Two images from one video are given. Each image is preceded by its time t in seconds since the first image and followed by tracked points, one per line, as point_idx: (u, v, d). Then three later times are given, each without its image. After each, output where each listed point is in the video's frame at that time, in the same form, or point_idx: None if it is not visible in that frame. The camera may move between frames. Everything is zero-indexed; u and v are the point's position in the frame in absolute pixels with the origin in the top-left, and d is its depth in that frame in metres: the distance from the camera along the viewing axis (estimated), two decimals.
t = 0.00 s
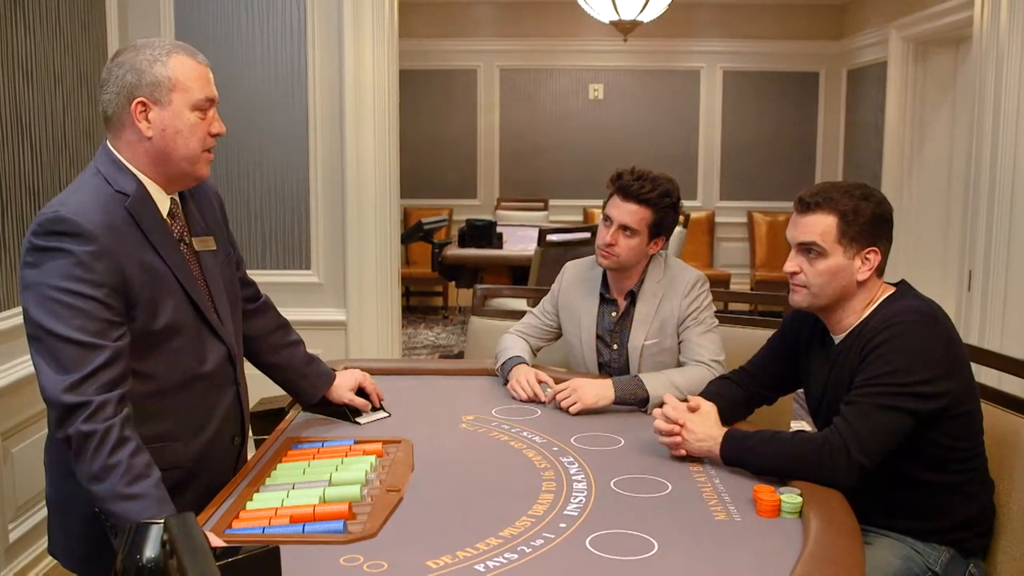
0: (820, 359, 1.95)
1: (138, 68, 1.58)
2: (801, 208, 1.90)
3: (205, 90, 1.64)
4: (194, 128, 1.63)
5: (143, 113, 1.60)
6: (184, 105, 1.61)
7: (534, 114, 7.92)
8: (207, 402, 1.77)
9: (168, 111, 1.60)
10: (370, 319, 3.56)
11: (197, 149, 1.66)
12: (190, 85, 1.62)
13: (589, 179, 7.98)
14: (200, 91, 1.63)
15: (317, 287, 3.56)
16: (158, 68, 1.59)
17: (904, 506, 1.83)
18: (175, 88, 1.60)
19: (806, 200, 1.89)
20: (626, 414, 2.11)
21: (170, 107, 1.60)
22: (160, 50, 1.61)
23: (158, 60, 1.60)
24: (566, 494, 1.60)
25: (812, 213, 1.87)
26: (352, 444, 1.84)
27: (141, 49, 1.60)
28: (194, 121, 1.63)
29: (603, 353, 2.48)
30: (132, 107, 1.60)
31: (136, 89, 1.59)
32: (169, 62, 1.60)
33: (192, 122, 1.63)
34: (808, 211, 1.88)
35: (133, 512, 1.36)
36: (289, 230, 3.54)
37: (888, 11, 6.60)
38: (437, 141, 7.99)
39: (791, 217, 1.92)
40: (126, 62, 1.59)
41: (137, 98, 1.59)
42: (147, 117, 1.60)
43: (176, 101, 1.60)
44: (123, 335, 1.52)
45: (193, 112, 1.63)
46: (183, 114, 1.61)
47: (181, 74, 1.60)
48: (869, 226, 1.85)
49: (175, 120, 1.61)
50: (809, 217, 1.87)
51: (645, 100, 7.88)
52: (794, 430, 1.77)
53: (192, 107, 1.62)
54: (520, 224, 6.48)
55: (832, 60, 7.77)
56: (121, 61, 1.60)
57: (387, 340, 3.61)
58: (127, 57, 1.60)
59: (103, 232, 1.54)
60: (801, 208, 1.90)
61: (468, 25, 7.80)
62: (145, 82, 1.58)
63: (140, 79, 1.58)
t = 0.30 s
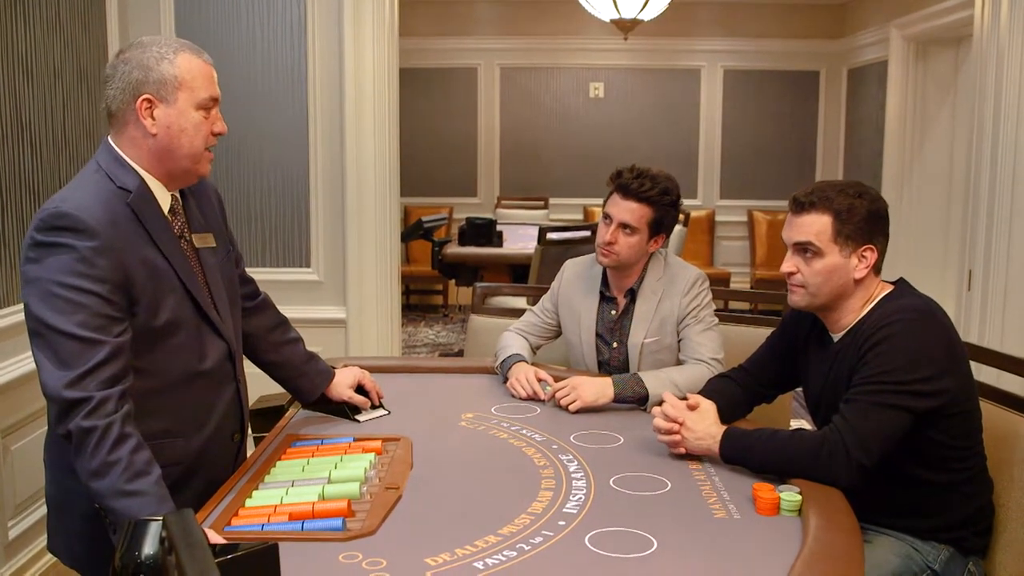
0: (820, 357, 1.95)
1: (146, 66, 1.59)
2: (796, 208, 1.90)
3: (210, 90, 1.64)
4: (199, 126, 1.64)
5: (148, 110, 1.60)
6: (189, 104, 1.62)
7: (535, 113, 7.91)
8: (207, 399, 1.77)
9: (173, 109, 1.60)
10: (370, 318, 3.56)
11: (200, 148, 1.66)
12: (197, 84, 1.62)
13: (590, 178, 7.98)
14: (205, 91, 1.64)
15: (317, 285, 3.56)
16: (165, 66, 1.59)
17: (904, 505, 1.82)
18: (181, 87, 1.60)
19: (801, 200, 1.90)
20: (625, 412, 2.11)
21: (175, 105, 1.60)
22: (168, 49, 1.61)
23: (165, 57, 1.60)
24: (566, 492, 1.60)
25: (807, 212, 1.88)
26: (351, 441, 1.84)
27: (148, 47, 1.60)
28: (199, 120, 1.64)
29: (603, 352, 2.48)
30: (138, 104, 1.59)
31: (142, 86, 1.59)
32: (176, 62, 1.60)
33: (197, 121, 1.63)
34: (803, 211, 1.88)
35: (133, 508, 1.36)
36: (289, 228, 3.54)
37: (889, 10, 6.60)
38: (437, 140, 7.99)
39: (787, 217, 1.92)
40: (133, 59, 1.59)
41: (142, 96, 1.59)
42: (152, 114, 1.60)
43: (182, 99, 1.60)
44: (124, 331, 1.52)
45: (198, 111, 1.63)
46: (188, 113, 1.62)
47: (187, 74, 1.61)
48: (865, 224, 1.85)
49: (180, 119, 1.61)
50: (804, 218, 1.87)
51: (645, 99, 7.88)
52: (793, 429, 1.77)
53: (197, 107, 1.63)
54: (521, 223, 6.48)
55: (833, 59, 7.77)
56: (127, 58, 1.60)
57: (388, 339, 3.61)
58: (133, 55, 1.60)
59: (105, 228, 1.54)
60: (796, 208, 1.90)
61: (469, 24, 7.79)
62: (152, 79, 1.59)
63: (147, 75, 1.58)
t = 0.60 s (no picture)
0: (820, 361, 1.95)
1: (155, 68, 1.59)
2: (797, 211, 1.90)
3: (218, 96, 1.65)
4: (204, 131, 1.64)
5: (155, 112, 1.60)
6: (196, 107, 1.62)
7: (537, 115, 7.92)
8: (207, 400, 1.77)
9: (180, 112, 1.61)
10: (371, 319, 3.56)
11: (204, 152, 1.67)
12: (205, 89, 1.63)
13: (590, 180, 7.98)
14: (213, 96, 1.64)
15: (318, 285, 3.56)
16: (175, 69, 1.60)
17: (904, 509, 1.82)
18: (189, 91, 1.61)
19: (802, 203, 1.90)
20: (625, 415, 2.11)
21: (182, 108, 1.61)
22: (178, 52, 1.61)
23: (175, 60, 1.60)
24: (565, 495, 1.60)
25: (808, 215, 1.87)
26: (351, 443, 1.84)
27: (158, 49, 1.61)
28: (205, 124, 1.64)
29: (604, 354, 2.48)
30: (145, 106, 1.60)
31: (150, 88, 1.59)
32: (186, 65, 1.61)
33: (203, 125, 1.64)
34: (804, 214, 1.88)
35: (132, 509, 1.36)
36: (290, 228, 3.54)
37: (891, 14, 6.61)
38: (439, 141, 8.00)
39: (788, 220, 1.92)
40: (142, 61, 1.60)
41: (149, 97, 1.59)
42: (158, 116, 1.61)
43: (189, 103, 1.61)
44: (125, 331, 1.52)
45: (204, 115, 1.64)
46: (195, 117, 1.62)
47: (197, 78, 1.61)
48: (866, 227, 1.85)
49: (187, 122, 1.62)
50: (805, 220, 1.87)
51: (646, 102, 7.88)
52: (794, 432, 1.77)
53: (203, 111, 1.63)
54: (521, 224, 6.47)
55: (834, 63, 7.77)
56: (136, 59, 1.61)
57: (388, 340, 3.61)
58: (143, 56, 1.60)
59: (108, 228, 1.54)
60: (797, 211, 1.90)
61: (470, 25, 7.80)
62: (160, 81, 1.59)
63: (155, 78, 1.59)
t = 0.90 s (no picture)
0: (819, 361, 1.95)
1: (155, 74, 1.60)
2: (797, 211, 1.91)
3: (216, 102, 1.65)
4: (202, 137, 1.65)
5: (154, 118, 1.61)
6: (195, 114, 1.63)
7: (536, 118, 7.93)
8: (207, 406, 1.77)
9: (179, 119, 1.61)
10: (370, 322, 3.56)
11: (202, 158, 1.67)
12: (203, 95, 1.63)
13: (589, 183, 7.99)
14: (211, 102, 1.65)
15: (317, 290, 3.56)
16: (174, 75, 1.60)
17: (904, 509, 1.83)
18: (188, 97, 1.61)
19: (801, 203, 1.90)
20: (626, 417, 2.11)
21: (181, 115, 1.61)
22: (178, 58, 1.62)
23: (174, 66, 1.61)
24: (566, 497, 1.60)
25: (807, 216, 1.88)
26: (352, 447, 1.84)
27: (157, 55, 1.61)
28: (203, 130, 1.65)
29: (604, 356, 2.49)
30: (144, 112, 1.60)
31: (149, 94, 1.60)
32: (185, 71, 1.61)
33: (201, 131, 1.64)
34: (804, 215, 1.89)
35: (132, 515, 1.36)
36: (289, 233, 3.54)
37: (889, 14, 6.62)
38: (438, 145, 8.01)
39: (787, 221, 1.92)
40: (142, 67, 1.60)
41: (148, 104, 1.60)
42: (157, 122, 1.61)
43: (188, 109, 1.62)
44: (124, 337, 1.52)
45: (203, 122, 1.64)
46: (194, 123, 1.63)
47: (196, 85, 1.62)
48: (865, 228, 1.85)
49: (186, 128, 1.62)
50: (805, 220, 1.87)
51: (644, 104, 7.89)
52: (794, 433, 1.77)
53: (202, 118, 1.64)
54: (521, 227, 6.48)
55: (832, 64, 7.77)
56: (135, 65, 1.61)
57: (387, 343, 3.61)
58: (142, 62, 1.61)
59: (106, 236, 1.55)
60: (796, 211, 1.91)
61: (468, 29, 7.81)
62: (159, 87, 1.60)
63: (155, 84, 1.59)
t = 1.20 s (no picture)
0: (816, 362, 1.95)
1: (152, 79, 1.60)
2: (795, 211, 1.91)
3: (213, 106, 1.66)
4: (199, 141, 1.65)
5: (151, 122, 1.61)
6: (192, 118, 1.63)
7: (532, 120, 7.94)
8: (205, 410, 1.77)
9: (177, 123, 1.62)
10: (368, 325, 3.56)
11: (199, 163, 1.67)
12: (201, 99, 1.64)
13: (586, 185, 8.00)
14: (209, 106, 1.65)
15: (314, 293, 3.56)
16: (171, 79, 1.61)
17: (901, 508, 1.83)
18: (186, 101, 1.62)
19: (798, 203, 1.90)
20: (624, 419, 2.12)
21: (178, 119, 1.62)
22: (175, 63, 1.62)
23: (172, 71, 1.61)
24: (565, 499, 1.61)
25: (804, 215, 1.88)
26: (350, 450, 1.84)
27: (154, 60, 1.62)
28: (201, 135, 1.65)
29: (601, 358, 2.49)
30: (141, 116, 1.60)
31: (146, 98, 1.60)
32: (183, 76, 1.62)
33: (199, 136, 1.65)
34: (800, 214, 1.89)
35: (130, 520, 1.36)
36: (286, 236, 3.54)
37: (883, 14, 6.63)
38: (434, 148, 8.01)
39: (784, 220, 1.93)
40: (139, 72, 1.60)
41: (146, 108, 1.60)
42: (155, 127, 1.61)
43: (186, 114, 1.62)
44: (121, 343, 1.52)
45: (200, 126, 1.65)
46: (192, 127, 1.63)
47: (194, 89, 1.63)
48: (862, 228, 1.86)
49: (183, 133, 1.63)
50: (802, 219, 1.88)
51: (640, 106, 7.90)
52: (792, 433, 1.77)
53: (199, 122, 1.64)
54: (518, 230, 6.48)
55: (827, 64, 7.79)
56: (132, 70, 1.62)
57: (385, 346, 3.61)
58: (139, 67, 1.61)
59: (102, 241, 1.55)
60: (793, 211, 1.91)
61: (464, 32, 7.82)
62: (156, 92, 1.60)
63: (151, 88, 1.60)
